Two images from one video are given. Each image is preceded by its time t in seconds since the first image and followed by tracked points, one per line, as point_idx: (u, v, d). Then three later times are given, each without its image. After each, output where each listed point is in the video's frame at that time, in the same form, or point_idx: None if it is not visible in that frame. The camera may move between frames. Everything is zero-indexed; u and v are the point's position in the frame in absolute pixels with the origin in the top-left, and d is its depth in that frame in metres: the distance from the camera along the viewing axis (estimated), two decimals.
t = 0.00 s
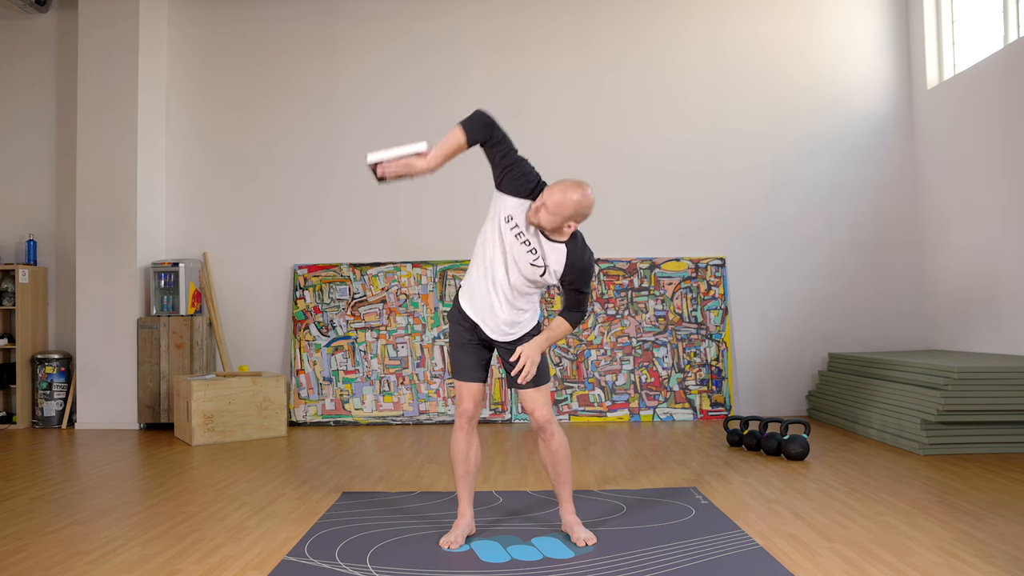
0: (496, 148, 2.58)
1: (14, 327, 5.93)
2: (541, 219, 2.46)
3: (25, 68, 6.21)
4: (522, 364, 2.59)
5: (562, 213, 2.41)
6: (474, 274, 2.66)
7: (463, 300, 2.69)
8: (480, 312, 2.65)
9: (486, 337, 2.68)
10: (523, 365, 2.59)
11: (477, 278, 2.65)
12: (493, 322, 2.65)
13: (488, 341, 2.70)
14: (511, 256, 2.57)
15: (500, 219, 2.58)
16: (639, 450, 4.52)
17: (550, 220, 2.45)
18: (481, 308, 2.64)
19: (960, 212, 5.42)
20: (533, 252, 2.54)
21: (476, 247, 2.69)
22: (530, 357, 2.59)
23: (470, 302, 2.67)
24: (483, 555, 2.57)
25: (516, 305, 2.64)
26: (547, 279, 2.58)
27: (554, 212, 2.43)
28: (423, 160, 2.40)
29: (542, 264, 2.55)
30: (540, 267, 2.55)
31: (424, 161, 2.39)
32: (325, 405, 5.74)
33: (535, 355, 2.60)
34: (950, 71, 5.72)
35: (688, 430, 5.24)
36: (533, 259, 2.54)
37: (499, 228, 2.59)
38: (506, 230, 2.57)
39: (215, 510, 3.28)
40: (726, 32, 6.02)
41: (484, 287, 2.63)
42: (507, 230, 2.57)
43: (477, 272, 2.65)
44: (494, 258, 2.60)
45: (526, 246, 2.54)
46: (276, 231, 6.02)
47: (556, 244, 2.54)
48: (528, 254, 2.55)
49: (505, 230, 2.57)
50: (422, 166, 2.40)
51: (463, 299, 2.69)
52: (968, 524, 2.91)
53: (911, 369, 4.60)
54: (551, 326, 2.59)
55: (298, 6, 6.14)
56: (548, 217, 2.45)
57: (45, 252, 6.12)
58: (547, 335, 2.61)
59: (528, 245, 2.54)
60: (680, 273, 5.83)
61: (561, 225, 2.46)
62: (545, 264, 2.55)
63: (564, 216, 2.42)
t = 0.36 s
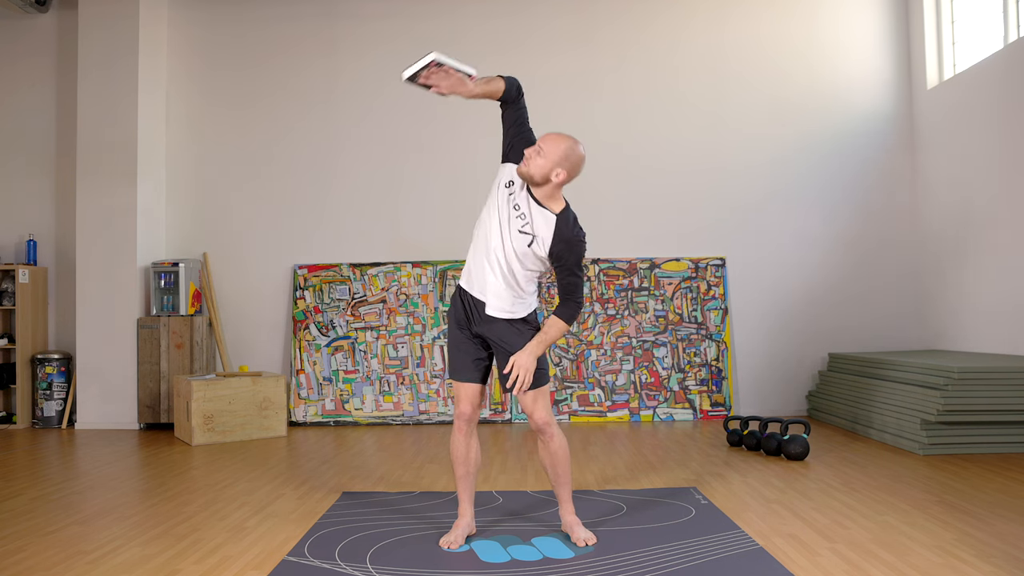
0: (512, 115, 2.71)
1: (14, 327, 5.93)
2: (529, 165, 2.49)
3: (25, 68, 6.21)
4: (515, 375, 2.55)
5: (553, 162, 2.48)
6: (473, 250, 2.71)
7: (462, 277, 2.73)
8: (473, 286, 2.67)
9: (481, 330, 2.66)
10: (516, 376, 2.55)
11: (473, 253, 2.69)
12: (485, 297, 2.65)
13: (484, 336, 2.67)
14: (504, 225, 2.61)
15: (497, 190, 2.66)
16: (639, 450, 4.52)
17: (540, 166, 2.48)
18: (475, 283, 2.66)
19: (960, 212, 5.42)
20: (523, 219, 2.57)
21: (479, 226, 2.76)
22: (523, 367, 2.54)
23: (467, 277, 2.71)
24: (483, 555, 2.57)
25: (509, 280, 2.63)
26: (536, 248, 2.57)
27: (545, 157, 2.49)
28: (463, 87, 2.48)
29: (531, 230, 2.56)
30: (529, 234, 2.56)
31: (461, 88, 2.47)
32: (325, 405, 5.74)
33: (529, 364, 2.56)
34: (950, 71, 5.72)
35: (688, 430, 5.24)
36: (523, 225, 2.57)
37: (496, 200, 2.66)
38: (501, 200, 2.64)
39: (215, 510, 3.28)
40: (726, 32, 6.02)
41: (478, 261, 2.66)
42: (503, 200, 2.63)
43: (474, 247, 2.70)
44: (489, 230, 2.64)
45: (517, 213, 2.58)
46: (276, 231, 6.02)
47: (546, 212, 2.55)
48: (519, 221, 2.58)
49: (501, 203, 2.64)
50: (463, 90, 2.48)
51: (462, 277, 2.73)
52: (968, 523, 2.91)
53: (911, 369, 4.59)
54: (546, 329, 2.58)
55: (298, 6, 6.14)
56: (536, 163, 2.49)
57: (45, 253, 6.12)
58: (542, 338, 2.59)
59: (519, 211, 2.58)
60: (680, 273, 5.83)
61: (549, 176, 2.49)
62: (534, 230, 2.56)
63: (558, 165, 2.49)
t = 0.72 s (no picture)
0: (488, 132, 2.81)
1: (14, 327, 5.93)
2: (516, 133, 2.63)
3: (25, 68, 6.21)
4: (519, 383, 2.54)
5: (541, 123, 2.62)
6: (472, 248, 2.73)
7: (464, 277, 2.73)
8: (475, 281, 2.66)
9: (485, 331, 2.65)
10: (520, 384, 2.54)
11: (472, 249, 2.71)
12: (487, 289, 2.63)
13: (489, 337, 2.65)
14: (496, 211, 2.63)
15: (490, 183, 2.71)
16: (639, 450, 4.53)
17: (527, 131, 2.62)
18: (475, 276, 2.66)
19: (960, 212, 5.41)
20: (513, 200, 2.59)
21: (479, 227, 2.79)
22: (527, 375, 2.52)
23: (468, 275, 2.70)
24: (483, 555, 2.57)
25: (507, 266, 2.62)
26: (527, 226, 2.57)
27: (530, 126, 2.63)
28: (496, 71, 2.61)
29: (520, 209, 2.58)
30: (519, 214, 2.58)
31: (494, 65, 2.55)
32: (325, 405, 5.74)
33: (533, 371, 2.53)
34: (950, 71, 5.72)
35: (688, 430, 5.24)
36: (513, 207, 2.59)
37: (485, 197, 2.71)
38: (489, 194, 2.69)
39: (215, 510, 3.28)
40: (726, 32, 6.02)
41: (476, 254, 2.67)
42: (494, 189, 2.67)
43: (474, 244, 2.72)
44: (484, 221, 2.67)
45: (508, 196, 2.61)
46: (276, 231, 6.02)
47: (533, 189, 2.57)
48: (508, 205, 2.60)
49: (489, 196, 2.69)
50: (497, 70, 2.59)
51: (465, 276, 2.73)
52: (968, 523, 2.91)
53: (912, 369, 4.58)
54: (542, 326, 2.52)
55: (298, 6, 6.14)
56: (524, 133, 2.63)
57: (45, 252, 6.12)
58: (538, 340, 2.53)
59: (507, 196, 2.61)
60: (680, 273, 5.83)
61: (534, 143, 2.61)
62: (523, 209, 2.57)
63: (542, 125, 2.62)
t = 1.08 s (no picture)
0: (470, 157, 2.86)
1: (14, 328, 5.93)
2: (505, 130, 2.76)
3: (25, 67, 6.21)
4: (532, 373, 2.54)
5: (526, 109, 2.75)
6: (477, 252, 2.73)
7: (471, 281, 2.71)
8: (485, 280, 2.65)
9: (495, 331, 2.63)
10: (532, 374, 2.55)
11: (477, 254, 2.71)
12: (500, 285, 2.63)
13: (499, 338, 2.64)
14: (498, 205, 2.67)
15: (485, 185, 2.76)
16: (640, 450, 4.52)
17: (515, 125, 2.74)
18: (485, 275, 2.65)
19: (960, 212, 5.41)
20: (516, 191, 2.65)
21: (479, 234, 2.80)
22: (539, 364, 2.53)
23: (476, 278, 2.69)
24: (483, 555, 2.57)
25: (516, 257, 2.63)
26: (532, 209, 2.62)
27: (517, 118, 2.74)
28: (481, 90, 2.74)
29: (524, 195, 2.63)
30: (523, 200, 2.63)
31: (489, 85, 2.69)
32: (325, 405, 5.74)
33: (546, 361, 2.54)
34: (950, 71, 5.72)
35: (688, 430, 5.24)
36: (516, 195, 2.64)
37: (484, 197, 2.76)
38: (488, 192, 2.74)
39: (215, 510, 3.28)
40: (726, 32, 6.01)
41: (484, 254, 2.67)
42: (492, 187, 2.72)
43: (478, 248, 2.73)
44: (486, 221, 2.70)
45: (509, 189, 2.67)
46: (275, 231, 6.02)
47: (534, 176, 2.65)
48: (511, 194, 2.65)
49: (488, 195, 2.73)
50: (484, 89, 2.73)
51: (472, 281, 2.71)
52: (968, 524, 2.91)
53: (912, 369, 4.58)
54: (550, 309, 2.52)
55: (298, 6, 6.14)
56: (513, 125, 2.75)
57: (45, 252, 6.12)
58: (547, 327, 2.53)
59: (508, 187, 2.67)
60: (680, 273, 5.83)
61: (525, 133, 2.72)
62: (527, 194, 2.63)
63: (525, 110, 2.74)
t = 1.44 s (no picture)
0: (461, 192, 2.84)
1: (14, 328, 5.93)
2: (493, 139, 2.77)
3: (25, 68, 6.21)
4: (551, 356, 2.51)
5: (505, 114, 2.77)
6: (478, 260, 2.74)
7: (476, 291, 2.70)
8: (490, 286, 2.65)
9: (496, 331, 2.62)
10: (551, 357, 2.52)
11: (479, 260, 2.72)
12: (506, 287, 2.62)
13: (501, 338, 2.63)
14: (495, 207, 2.69)
15: (479, 195, 2.80)
16: (640, 450, 4.53)
17: (499, 133, 2.76)
18: (491, 279, 2.65)
19: (959, 211, 5.42)
20: (512, 191, 2.68)
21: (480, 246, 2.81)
22: (558, 346, 2.50)
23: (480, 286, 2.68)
24: (483, 555, 2.57)
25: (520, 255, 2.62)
26: (529, 202, 2.64)
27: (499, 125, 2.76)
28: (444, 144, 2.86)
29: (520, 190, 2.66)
30: (519, 194, 2.66)
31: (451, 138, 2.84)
32: (325, 405, 5.74)
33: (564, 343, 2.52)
34: (950, 71, 5.72)
35: (688, 430, 5.24)
36: (512, 192, 2.67)
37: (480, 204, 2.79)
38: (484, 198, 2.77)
39: (215, 510, 3.28)
40: (726, 32, 6.02)
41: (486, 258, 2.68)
42: (487, 194, 2.76)
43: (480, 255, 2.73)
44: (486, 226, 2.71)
45: (505, 191, 2.70)
46: (275, 231, 6.02)
47: (530, 172, 2.69)
48: (507, 193, 2.68)
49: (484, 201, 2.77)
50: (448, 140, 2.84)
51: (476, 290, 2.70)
52: (968, 524, 2.91)
53: (911, 368, 4.58)
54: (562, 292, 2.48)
55: (299, 6, 6.14)
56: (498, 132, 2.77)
57: (45, 252, 6.12)
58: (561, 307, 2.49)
59: (504, 188, 2.70)
60: (680, 273, 5.82)
61: (513, 135, 2.75)
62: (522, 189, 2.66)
63: (504, 116, 2.76)
